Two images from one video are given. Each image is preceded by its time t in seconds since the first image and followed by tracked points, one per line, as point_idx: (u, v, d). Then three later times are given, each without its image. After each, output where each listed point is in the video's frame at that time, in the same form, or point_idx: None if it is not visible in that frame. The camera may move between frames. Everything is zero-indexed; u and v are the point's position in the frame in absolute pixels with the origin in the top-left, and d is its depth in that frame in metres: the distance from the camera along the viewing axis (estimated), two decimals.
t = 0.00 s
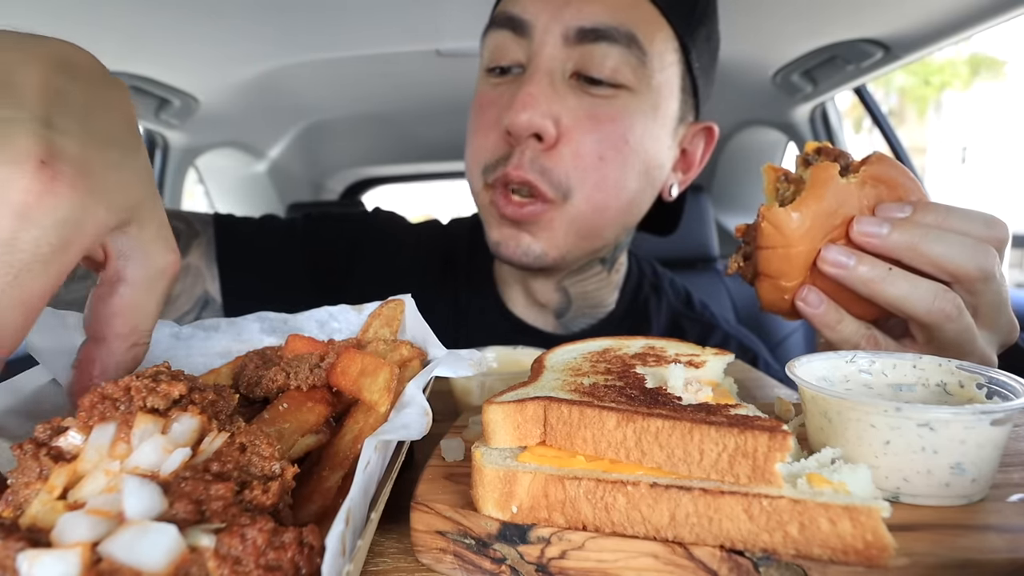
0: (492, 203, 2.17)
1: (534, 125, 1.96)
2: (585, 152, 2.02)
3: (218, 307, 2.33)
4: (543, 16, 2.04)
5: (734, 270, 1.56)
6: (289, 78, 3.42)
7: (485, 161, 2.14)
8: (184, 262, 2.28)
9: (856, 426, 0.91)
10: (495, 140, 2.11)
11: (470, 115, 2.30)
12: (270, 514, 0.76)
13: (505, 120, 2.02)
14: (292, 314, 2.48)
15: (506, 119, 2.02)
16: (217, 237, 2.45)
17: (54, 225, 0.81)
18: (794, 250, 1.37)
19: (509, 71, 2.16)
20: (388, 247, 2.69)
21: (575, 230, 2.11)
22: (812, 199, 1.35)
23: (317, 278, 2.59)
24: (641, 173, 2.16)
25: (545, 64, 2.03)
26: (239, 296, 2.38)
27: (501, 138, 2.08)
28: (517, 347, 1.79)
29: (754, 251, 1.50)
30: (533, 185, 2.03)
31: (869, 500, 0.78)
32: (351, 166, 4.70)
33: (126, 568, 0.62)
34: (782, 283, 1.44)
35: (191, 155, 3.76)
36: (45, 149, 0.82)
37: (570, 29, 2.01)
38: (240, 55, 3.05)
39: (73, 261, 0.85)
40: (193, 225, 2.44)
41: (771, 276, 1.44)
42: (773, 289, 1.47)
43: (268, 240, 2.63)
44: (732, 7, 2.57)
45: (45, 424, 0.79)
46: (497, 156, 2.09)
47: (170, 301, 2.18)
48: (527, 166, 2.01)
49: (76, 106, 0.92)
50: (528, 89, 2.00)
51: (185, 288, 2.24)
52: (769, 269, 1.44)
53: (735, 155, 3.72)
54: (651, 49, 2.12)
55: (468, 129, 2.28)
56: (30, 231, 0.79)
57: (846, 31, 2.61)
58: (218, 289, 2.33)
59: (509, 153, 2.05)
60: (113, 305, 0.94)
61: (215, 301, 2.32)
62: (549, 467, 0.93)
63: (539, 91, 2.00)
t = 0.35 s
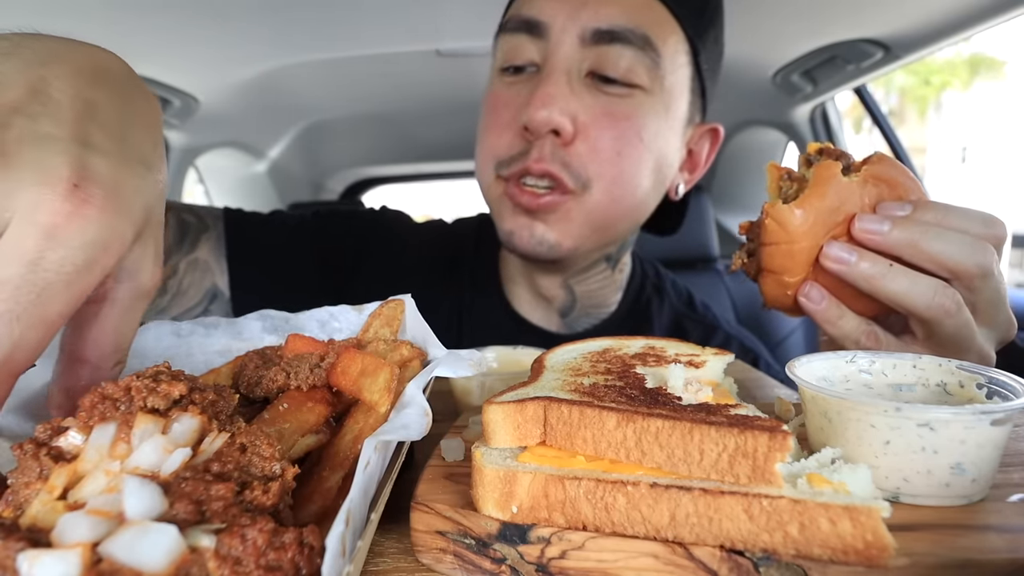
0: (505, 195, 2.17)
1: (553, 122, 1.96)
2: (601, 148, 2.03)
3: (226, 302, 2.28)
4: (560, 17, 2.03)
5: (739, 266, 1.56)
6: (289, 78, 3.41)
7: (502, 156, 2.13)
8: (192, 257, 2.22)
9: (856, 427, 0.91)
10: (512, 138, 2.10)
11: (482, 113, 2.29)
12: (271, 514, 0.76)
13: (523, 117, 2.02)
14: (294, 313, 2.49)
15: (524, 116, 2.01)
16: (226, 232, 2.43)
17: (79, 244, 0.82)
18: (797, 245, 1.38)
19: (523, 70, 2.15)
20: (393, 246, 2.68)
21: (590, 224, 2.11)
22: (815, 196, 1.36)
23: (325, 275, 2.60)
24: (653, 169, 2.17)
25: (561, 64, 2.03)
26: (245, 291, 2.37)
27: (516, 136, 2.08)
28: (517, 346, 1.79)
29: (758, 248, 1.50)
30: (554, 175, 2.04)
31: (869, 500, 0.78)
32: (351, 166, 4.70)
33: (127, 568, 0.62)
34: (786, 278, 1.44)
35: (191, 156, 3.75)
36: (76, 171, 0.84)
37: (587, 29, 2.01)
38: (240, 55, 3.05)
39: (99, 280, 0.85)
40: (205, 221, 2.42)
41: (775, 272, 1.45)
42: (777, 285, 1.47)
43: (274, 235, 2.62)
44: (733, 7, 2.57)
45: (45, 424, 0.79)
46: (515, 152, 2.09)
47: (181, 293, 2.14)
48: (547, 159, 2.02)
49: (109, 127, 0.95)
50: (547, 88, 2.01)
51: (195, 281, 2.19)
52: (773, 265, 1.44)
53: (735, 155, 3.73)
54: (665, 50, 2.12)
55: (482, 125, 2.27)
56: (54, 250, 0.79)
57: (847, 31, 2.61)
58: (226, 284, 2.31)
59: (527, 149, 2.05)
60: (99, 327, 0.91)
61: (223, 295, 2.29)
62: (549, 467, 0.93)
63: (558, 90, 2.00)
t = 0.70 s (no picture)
0: (507, 203, 2.18)
1: (555, 131, 1.96)
2: (602, 155, 2.03)
3: (225, 303, 2.33)
4: (562, 24, 2.03)
5: (737, 265, 1.56)
6: (289, 78, 3.41)
7: (505, 163, 2.13)
8: (193, 259, 2.28)
9: (856, 426, 0.91)
10: (513, 146, 2.11)
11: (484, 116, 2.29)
12: (272, 516, 0.76)
13: (525, 126, 2.02)
14: (294, 313, 2.49)
15: (526, 126, 2.01)
16: (225, 235, 2.46)
17: (94, 235, 0.82)
18: (795, 244, 1.38)
19: (525, 75, 2.15)
20: (393, 247, 2.69)
21: (590, 232, 2.13)
22: (814, 195, 1.36)
23: (324, 275, 2.60)
24: (655, 175, 2.17)
25: (564, 71, 2.03)
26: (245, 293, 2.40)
27: (518, 144, 2.09)
28: (517, 347, 1.79)
29: (756, 247, 1.51)
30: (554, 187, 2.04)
31: (869, 500, 0.78)
32: (351, 166, 4.70)
33: (127, 568, 0.62)
34: (784, 277, 1.44)
35: (190, 156, 3.76)
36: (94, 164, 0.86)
37: (590, 38, 2.01)
38: (240, 55, 3.05)
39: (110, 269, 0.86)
40: (204, 223, 2.46)
41: (773, 270, 1.44)
42: (775, 283, 1.47)
43: (274, 237, 2.63)
44: (733, 7, 2.57)
45: (44, 421, 0.78)
46: (516, 161, 2.09)
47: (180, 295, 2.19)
48: (549, 169, 2.02)
49: (113, 131, 0.97)
50: (550, 96, 2.00)
51: (195, 283, 2.25)
52: (771, 263, 1.44)
53: (735, 155, 3.72)
54: (666, 55, 2.11)
55: (486, 129, 2.27)
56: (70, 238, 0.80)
57: (847, 31, 2.61)
58: (226, 286, 2.35)
59: (529, 159, 2.05)
60: (125, 310, 0.94)
61: (223, 298, 2.34)
62: (549, 467, 0.93)
63: (560, 98, 2.00)
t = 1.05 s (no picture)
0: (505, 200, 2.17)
1: (552, 123, 1.95)
2: (599, 151, 2.03)
3: (222, 303, 2.36)
4: (560, 17, 2.03)
5: (730, 265, 1.56)
6: (289, 78, 3.41)
7: (502, 157, 2.13)
8: (190, 262, 2.31)
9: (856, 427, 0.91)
10: (510, 141, 2.11)
11: (483, 113, 2.28)
12: (272, 516, 0.76)
13: (523, 119, 2.01)
14: (294, 312, 2.48)
15: (523, 118, 2.01)
16: (223, 237, 2.47)
17: (128, 240, 0.84)
18: (787, 244, 1.37)
19: (524, 70, 2.16)
20: (392, 247, 2.69)
21: (586, 232, 2.14)
22: (805, 195, 1.36)
23: (324, 275, 2.60)
24: (651, 172, 2.17)
25: (562, 64, 2.03)
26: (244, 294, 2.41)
27: (516, 139, 2.08)
28: (517, 347, 1.79)
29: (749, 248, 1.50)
30: (552, 184, 2.04)
31: (869, 500, 0.78)
32: (351, 165, 4.70)
33: (127, 568, 0.62)
34: (776, 277, 1.44)
35: (191, 156, 3.74)
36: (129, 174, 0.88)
37: (587, 31, 2.01)
38: (240, 55, 3.05)
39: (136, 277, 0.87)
40: (202, 226, 2.47)
41: (765, 271, 1.44)
42: (768, 284, 1.46)
43: (274, 238, 2.64)
44: (733, 7, 2.57)
45: (45, 421, 0.78)
46: (513, 158, 2.09)
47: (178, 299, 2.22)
48: (544, 171, 2.02)
49: (129, 142, 0.99)
50: (547, 88, 2.00)
51: (192, 286, 2.28)
52: (763, 264, 1.44)
53: (736, 154, 3.72)
54: (664, 50, 2.12)
55: (484, 126, 2.25)
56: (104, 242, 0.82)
57: (847, 31, 2.61)
58: (224, 288, 2.37)
59: (526, 156, 2.05)
60: (121, 328, 0.94)
61: (221, 300, 2.36)
62: (549, 467, 0.93)
63: (557, 89, 1.99)
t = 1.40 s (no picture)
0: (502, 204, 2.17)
1: (546, 125, 1.96)
2: (594, 155, 2.02)
3: (221, 307, 2.34)
4: (556, 19, 2.04)
5: (729, 266, 1.56)
6: (289, 78, 3.41)
7: (497, 157, 2.14)
8: (188, 265, 2.25)
9: (856, 427, 0.91)
10: (506, 142, 2.11)
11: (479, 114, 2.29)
12: (271, 515, 0.76)
13: (517, 120, 2.02)
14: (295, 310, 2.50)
15: (518, 119, 2.02)
16: (222, 239, 2.43)
17: (119, 236, 0.87)
18: (785, 245, 1.38)
19: (520, 71, 2.17)
20: (392, 248, 2.69)
21: (580, 237, 2.14)
22: (803, 195, 1.36)
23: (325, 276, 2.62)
24: (647, 176, 2.16)
25: (557, 66, 2.04)
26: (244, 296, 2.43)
27: (512, 140, 2.09)
28: (517, 347, 1.79)
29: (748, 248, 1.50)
30: (545, 187, 2.03)
31: (869, 500, 0.78)
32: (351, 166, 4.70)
33: (127, 569, 0.62)
34: (776, 277, 1.44)
35: (191, 156, 3.77)
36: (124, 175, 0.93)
37: (583, 33, 2.01)
38: (240, 56, 3.05)
39: (125, 276, 0.91)
40: (201, 230, 2.43)
41: (764, 271, 1.44)
42: (767, 284, 1.46)
43: (274, 238, 2.63)
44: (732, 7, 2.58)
45: (45, 423, 0.78)
46: (508, 159, 2.10)
47: (177, 303, 2.18)
48: (538, 171, 2.02)
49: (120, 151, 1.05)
50: (542, 89, 2.01)
51: (191, 290, 2.23)
52: (763, 264, 1.44)
53: (736, 155, 3.73)
54: (662, 55, 2.12)
55: (480, 132, 2.26)
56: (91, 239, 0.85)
57: (846, 31, 2.62)
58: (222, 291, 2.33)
59: (521, 157, 2.05)
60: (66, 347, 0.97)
61: (219, 303, 2.32)
62: (549, 467, 0.93)
63: (553, 91, 2.00)
